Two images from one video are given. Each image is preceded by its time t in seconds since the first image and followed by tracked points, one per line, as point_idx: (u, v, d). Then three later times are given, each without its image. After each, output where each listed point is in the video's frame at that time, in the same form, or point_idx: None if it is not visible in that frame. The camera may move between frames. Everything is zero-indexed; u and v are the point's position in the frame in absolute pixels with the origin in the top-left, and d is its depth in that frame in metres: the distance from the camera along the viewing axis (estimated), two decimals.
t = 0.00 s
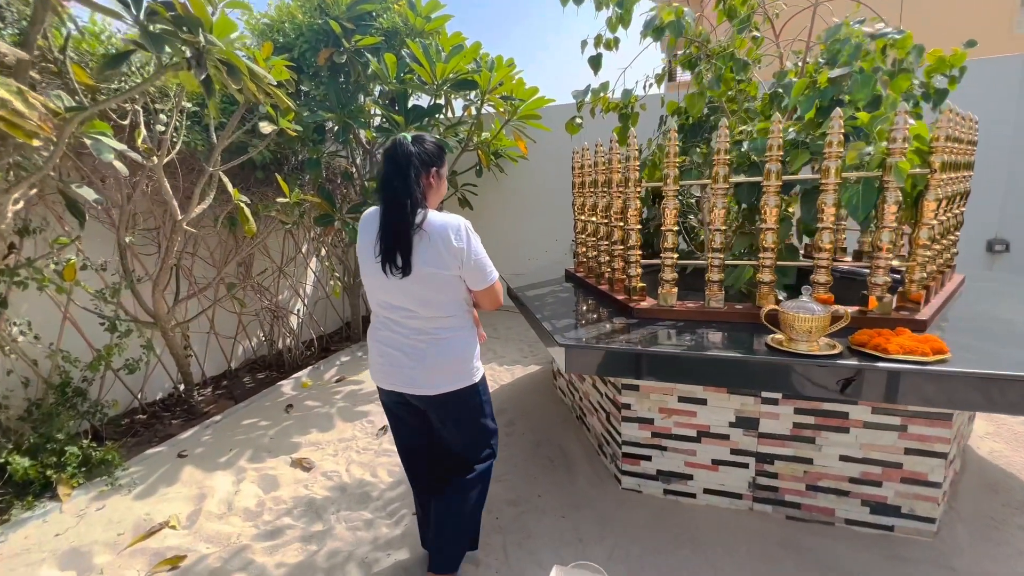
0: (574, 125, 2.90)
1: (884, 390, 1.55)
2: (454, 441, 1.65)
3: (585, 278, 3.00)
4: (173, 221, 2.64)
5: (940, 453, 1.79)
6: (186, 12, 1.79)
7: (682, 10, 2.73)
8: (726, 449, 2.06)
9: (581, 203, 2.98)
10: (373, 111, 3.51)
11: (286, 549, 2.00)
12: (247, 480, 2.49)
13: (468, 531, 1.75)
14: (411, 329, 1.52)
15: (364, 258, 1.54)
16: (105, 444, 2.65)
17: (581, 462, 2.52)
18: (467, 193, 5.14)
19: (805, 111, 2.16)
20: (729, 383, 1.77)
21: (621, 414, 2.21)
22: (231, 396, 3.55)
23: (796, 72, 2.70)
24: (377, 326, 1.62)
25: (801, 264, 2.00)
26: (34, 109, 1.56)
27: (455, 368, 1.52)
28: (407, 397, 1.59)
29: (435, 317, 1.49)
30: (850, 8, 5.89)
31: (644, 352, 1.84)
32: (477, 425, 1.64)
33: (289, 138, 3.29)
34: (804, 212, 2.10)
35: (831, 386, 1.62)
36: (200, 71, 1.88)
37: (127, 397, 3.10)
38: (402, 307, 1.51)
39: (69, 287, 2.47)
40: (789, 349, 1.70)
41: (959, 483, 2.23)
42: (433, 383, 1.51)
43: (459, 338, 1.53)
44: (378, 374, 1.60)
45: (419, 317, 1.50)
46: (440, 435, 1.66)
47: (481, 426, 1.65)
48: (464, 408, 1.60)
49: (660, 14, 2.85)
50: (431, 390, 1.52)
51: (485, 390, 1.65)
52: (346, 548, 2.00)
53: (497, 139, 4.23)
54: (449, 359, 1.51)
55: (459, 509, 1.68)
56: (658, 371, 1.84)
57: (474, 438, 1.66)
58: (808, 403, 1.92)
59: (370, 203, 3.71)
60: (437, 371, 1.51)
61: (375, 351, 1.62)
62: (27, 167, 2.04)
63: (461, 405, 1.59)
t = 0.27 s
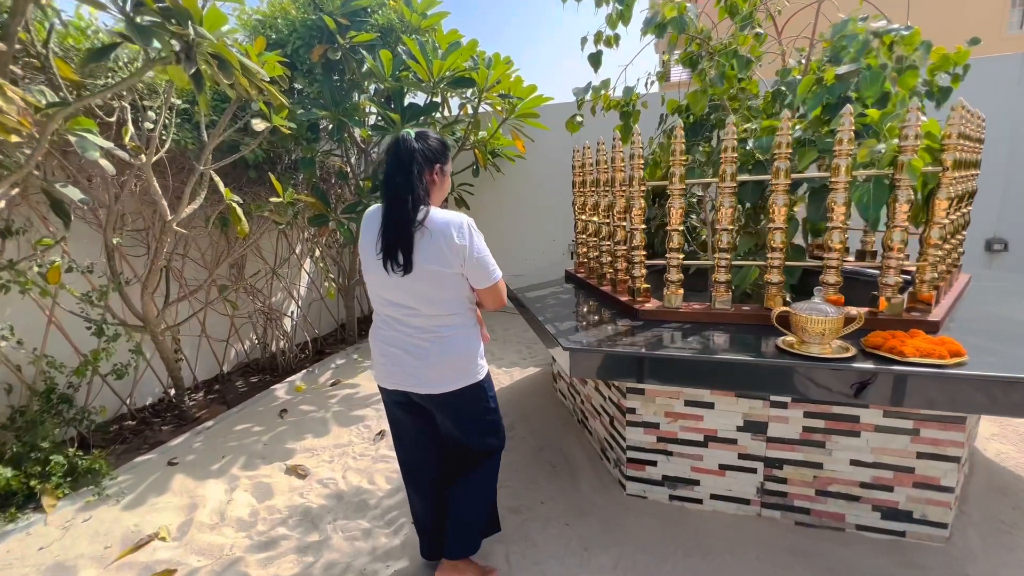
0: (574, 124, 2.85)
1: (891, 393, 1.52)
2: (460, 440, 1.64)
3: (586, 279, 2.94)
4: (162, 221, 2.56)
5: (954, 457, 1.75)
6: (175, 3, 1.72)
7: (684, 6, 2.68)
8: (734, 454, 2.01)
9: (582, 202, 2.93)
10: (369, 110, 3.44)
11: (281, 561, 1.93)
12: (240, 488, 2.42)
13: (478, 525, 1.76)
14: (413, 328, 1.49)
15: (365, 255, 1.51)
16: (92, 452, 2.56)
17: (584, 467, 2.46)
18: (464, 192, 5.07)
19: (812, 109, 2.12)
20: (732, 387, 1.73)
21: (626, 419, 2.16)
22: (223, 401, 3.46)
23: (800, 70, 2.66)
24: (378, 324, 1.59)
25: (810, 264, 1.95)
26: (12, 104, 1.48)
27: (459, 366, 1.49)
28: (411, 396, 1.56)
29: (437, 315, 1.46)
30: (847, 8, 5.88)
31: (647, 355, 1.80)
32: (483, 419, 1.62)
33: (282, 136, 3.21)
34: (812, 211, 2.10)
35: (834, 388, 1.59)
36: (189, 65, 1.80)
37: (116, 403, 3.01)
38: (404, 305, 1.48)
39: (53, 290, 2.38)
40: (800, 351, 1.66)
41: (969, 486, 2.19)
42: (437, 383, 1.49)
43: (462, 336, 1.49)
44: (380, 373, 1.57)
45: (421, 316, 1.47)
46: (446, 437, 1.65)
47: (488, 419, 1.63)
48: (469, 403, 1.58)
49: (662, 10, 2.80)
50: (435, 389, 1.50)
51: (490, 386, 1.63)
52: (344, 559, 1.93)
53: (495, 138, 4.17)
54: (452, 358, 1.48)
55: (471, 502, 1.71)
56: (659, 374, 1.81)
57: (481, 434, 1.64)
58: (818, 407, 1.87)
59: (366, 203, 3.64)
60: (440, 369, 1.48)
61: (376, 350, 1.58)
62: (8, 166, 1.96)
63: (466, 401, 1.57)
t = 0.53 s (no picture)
0: (575, 123, 2.80)
1: (897, 399, 1.50)
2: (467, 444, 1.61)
3: (587, 280, 2.88)
4: (153, 223, 2.48)
5: (968, 462, 1.72)
6: None
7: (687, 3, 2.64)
8: (743, 459, 1.97)
9: (583, 202, 2.88)
10: (365, 108, 3.38)
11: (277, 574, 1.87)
12: (234, 497, 2.35)
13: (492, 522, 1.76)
14: (418, 328, 1.46)
15: (368, 255, 1.48)
16: (80, 462, 2.49)
17: (588, 472, 2.42)
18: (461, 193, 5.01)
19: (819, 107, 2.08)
20: (734, 392, 1.71)
21: (631, 424, 2.11)
22: (216, 406, 3.38)
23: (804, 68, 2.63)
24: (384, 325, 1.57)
25: (820, 266, 1.91)
26: None
27: (465, 368, 1.45)
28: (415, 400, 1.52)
29: (443, 315, 1.43)
30: (844, 7, 5.88)
31: (650, 360, 1.76)
32: (488, 418, 1.57)
33: (276, 135, 3.14)
34: (819, 210, 2.06)
35: (838, 391, 1.57)
36: (180, 61, 1.72)
37: (105, 409, 2.93)
38: (409, 305, 1.46)
39: (39, 294, 2.30)
40: (812, 355, 1.62)
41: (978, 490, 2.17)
42: (442, 385, 1.44)
43: (468, 337, 1.46)
44: (383, 376, 1.53)
45: (427, 316, 1.44)
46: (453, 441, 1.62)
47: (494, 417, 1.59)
48: (473, 404, 1.53)
49: (665, 7, 2.75)
50: (440, 391, 1.45)
51: (497, 386, 1.60)
52: (343, 571, 1.88)
53: (493, 137, 4.12)
54: (458, 359, 1.45)
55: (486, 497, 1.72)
56: (660, 378, 1.78)
57: (488, 433, 1.60)
58: (829, 411, 1.83)
59: (362, 203, 3.57)
60: (445, 371, 1.44)
61: (380, 352, 1.55)
62: None
63: (471, 402, 1.52)
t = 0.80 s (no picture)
0: (576, 122, 2.75)
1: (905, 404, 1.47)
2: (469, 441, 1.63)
3: (588, 282, 2.83)
4: (142, 226, 2.40)
5: (982, 467, 1.68)
6: None
7: None
8: (752, 465, 1.93)
9: (584, 203, 2.83)
10: (361, 107, 3.31)
11: None
12: (228, 507, 2.28)
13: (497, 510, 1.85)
14: (423, 330, 1.47)
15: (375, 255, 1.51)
16: (67, 472, 2.40)
17: (592, 479, 2.37)
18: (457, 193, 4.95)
19: (828, 105, 2.03)
20: (737, 396, 1.68)
21: (638, 430, 2.06)
22: (209, 412, 3.30)
23: (808, 66, 2.60)
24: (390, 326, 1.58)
25: (829, 267, 1.88)
26: None
27: (471, 370, 1.46)
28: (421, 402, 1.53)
29: (449, 317, 1.44)
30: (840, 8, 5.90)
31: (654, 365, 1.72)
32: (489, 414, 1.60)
33: (270, 135, 3.06)
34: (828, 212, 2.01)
35: (841, 394, 1.54)
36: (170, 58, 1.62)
37: (93, 417, 2.84)
38: (415, 307, 1.47)
39: (23, 299, 2.21)
40: (825, 359, 1.58)
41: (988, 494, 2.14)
42: (447, 387, 1.46)
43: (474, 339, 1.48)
44: (388, 377, 1.54)
45: (434, 317, 1.46)
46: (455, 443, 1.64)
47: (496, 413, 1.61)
48: (474, 401, 1.54)
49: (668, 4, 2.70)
50: (446, 393, 1.47)
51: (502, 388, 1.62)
52: None
53: (490, 136, 4.05)
54: (464, 361, 1.46)
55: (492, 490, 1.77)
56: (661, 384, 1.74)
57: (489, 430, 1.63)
58: (840, 416, 1.79)
59: (358, 204, 3.51)
60: (451, 373, 1.46)
61: (386, 353, 1.57)
62: None
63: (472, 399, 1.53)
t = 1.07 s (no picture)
0: (577, 120, 2.69)
1: (913, 405, 1.44)
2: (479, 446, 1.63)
3: (590, 283, 2.77)
4: (130, 228, 2.31)
5: (999, 472, 1.65)
6: None
7: None
8: (763, 471, 1.89)
9: (586, 203, 2.78)
10: (356, 105, 3.23)
11: None
12: (222, 519, 2.20)
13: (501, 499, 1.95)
14: (435, 331, 1.46)
15: (385, 258, 1.50)
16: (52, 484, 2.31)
17: (597, 485, 2.32)
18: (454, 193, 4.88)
19: (836, 103, 1.99)
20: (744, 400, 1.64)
21: (645, 435, 2.01)
22: (200, 419, 3.21)
23: (813, 64, 2.57)
24: (399, 328, 1.57)
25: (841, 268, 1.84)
26: None
27: (484, 371, 1.46)
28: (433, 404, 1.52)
29: (461, 318, 1.44)
30: (834, 8, 5.91)
31: (660, 369, 1.68)
32: (500, 417, 1.61)
33: (262, 133, 2.98)
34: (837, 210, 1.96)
35: (847, 396, 1.50)
36: (158, 50, 1.55)
37: (79, 425, 2.74)
38: (425, 309, 1.46)
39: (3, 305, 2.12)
40: (843, 363, 1.54)
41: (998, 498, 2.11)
42: (461, 388, 1.45)
43: (486, 340, 1.47)
44: (399, 380, 1.52)
45: (445, 319, 1.44)
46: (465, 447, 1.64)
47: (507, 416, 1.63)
48: (486, 405, 1.54)
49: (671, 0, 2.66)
50: (459, 394, 1.46)
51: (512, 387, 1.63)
52: None
53: (487, 135, 3.99)
54: (477, 362, 1.46)
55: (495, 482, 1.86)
56: (666, 386, 1.71)
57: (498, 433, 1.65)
58: (854, 421, 1.75)
59: (353, 205, 3.43)
60: (464, 374, 1.45)
61: (396, 355, 1.55)
62: None
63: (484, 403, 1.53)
